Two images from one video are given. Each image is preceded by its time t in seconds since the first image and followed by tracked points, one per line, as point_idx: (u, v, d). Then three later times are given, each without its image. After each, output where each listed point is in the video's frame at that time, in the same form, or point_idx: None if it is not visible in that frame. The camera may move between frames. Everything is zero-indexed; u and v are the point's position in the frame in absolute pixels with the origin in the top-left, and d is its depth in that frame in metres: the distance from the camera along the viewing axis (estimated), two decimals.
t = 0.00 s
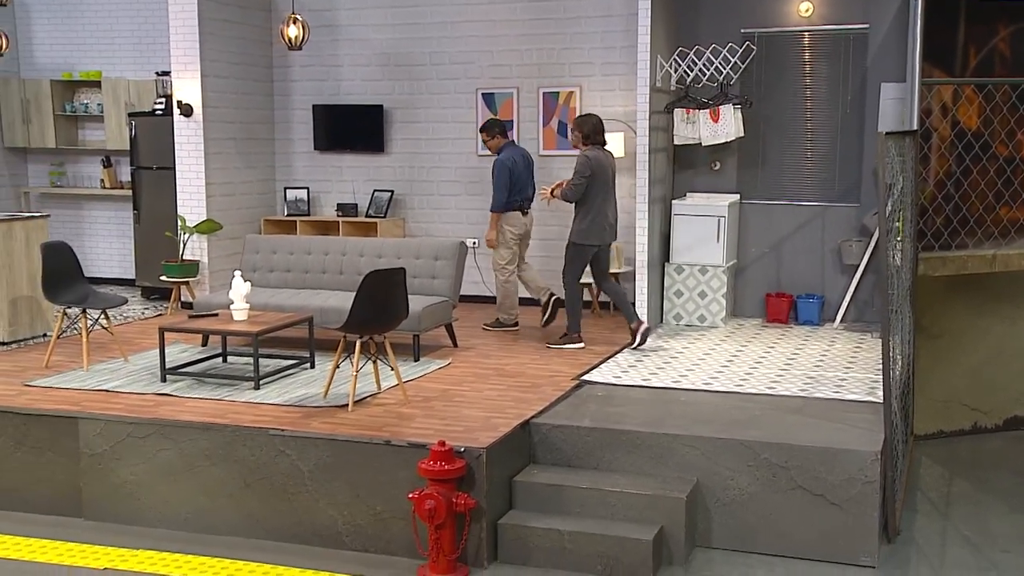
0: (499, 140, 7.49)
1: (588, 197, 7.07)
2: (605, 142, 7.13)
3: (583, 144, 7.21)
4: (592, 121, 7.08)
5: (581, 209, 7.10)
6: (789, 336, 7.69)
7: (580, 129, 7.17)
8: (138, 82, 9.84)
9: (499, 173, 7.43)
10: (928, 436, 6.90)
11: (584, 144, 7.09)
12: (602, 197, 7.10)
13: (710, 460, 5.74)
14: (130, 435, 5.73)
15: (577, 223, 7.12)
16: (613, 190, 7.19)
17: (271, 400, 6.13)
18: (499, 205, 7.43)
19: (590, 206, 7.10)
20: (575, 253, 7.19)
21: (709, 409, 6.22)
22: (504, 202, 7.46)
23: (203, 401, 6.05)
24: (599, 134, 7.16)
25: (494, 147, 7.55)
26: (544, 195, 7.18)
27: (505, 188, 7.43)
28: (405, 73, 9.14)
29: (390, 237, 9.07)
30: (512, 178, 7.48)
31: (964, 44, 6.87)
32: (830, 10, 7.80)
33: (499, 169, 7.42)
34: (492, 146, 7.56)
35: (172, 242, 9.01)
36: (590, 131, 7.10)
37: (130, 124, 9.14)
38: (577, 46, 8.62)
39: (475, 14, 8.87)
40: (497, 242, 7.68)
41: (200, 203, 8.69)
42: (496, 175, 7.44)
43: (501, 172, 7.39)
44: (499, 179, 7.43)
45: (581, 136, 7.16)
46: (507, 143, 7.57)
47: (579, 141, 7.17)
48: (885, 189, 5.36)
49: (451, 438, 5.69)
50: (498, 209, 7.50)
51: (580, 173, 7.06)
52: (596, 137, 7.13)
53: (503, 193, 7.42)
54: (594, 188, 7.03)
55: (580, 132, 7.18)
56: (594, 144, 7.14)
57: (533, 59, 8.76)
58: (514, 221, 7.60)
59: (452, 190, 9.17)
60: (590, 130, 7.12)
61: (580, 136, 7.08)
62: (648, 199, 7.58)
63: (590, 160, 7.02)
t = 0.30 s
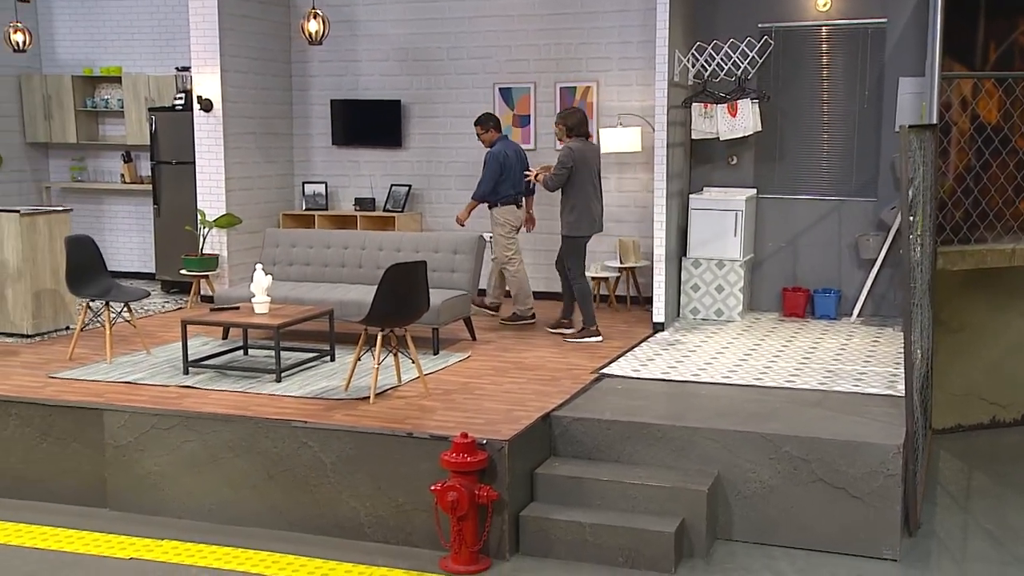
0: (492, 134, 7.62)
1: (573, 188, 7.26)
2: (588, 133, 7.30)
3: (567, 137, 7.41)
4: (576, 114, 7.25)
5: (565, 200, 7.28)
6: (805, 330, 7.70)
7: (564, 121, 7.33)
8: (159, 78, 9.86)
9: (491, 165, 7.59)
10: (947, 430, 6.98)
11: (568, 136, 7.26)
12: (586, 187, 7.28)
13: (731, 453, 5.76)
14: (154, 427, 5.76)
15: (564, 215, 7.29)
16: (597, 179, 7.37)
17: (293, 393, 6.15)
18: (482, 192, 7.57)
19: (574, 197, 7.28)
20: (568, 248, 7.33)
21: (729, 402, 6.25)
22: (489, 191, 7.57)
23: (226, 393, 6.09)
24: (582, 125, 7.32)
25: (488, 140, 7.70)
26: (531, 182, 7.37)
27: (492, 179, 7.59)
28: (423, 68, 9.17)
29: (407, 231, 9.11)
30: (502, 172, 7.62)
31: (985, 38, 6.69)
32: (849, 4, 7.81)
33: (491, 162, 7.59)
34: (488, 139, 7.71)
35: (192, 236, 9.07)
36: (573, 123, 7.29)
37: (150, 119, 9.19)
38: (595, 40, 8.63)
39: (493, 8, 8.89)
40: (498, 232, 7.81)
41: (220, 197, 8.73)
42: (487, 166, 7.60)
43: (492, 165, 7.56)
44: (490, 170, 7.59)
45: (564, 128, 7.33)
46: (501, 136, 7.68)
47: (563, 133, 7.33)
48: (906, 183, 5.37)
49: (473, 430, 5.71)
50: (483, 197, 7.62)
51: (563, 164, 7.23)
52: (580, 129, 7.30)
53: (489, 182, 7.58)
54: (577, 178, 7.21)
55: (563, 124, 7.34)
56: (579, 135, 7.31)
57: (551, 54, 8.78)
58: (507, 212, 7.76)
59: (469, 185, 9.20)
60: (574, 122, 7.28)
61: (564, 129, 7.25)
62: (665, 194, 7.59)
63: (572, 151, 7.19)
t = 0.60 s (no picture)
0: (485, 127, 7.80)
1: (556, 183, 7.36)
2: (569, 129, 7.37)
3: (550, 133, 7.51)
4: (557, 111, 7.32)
5: (549, 195, 7.38)
6: (822, 324, 7.70)
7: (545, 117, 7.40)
8: (177, 73, 9.87)
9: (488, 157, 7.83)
10: (965, 424, 6.99)
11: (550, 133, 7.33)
12: (569, 182, 7.39)
13: (751, 446, 5.76)
14: (176, 418, 5.78)
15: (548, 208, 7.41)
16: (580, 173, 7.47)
17: (313, 385, 6.17)
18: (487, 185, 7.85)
19: (557, 192, 7.37)
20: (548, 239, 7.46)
21: (749, 395, 6.25)
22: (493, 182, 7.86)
23: (247, 385, 6.10)
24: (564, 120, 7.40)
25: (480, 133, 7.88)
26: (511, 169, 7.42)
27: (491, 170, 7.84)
28: (440, 63, 9.18)
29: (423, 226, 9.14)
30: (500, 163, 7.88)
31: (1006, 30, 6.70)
32: None
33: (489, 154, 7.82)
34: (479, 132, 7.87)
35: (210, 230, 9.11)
36: (556, 119, 7.39)
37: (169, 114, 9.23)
38: (611, 35, 8.64)
39: (509, 3, 8.90)
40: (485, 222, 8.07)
41: (238, 191, 8.76)
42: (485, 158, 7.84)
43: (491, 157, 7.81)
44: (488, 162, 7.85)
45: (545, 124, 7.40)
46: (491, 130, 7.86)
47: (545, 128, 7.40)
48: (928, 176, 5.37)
49: (494, 423, 5.71)
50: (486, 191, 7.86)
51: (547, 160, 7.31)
52: (561, 125, 7.37)
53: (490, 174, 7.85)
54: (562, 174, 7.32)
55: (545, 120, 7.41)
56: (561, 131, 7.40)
57: (568, 49, 8.78)
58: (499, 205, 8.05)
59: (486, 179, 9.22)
60: (555, 118, 7.35)
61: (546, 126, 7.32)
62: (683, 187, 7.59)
63: (556, 148, 7.27)
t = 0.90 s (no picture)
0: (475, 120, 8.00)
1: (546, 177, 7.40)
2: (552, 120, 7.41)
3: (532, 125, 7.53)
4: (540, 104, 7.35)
5: (538, 189, 7.42)
6: (839, 319, 7.68)
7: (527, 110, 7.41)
8: (194, 67, 9.89)
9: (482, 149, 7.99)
10: (984, 418, 6.99)
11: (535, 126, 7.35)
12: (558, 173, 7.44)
13: (772, 440, 5.75)
14: (197, 411, 5.78)
15: (532, 199, 7.43)
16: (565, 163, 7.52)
17: (333, 378, 6.17)
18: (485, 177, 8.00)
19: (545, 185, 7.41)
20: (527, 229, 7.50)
21: (769, 388, 6.25)
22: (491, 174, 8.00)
23: (267, 378, 6.11)
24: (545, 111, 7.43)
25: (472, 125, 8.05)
26: (505, 178, 7.41)
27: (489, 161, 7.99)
28: (455, 57, 9.19)
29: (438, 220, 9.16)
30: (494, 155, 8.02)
31: None
32: None
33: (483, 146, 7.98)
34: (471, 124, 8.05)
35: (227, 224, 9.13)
36: (539, 112, 7.40)
37: (186, 108, 9.25)
38: (626, 28, 8.63)
39: None
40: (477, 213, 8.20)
41: (255, 184, 8.78)
42: (480, 150, 7.99)
43: (486, 149, 7.96)
44: (483, 154, 8.00)
45: (529, 117, 7.41)
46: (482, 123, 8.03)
47: (528, 121, 7.42)
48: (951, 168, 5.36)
49: (514, 416, 5.69)
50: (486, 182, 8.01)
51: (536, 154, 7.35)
52: (545, 117, 7.40)
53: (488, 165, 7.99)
54: (552, 165, 7.37)
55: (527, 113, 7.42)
56: (545, 123, 7.43)
57: (583, 43, 8.78)
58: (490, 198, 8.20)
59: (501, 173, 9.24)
60: (539, 111, 7.37)
61: (531, 119, 7.34)
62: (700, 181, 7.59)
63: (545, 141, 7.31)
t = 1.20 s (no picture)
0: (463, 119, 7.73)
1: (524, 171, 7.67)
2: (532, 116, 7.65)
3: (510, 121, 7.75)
4: (521, 100, 7.58)
5: (516, 182, 7.69)
6: (855, 313, 7.65)
7: (508, 106, 7.61)
8: (208, 62, 9.89)
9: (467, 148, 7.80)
10: (1002, 414, 6.96)
11: (515, 122, 7.58)
12: (536, 168, 7.72)
13: (791, 434, 5.71)
14: (215, 404, 5.77)
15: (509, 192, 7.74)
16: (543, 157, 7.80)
17: (350, 371, 6.16)
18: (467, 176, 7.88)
19: (524, 179, 7.70)
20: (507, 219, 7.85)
21: (787, 382, 6.23)
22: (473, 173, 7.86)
23: (284, 372, 6.10)
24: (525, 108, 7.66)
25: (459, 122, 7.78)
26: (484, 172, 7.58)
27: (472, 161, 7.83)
28: (470, 52, 9.18)
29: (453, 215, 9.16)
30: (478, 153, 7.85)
31: None
32: None
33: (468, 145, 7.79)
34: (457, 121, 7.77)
35: (242, 219, 9.13)
36: (519, 108, 7.62)
37: (201, 103, 9.25)
38: (641, 23, 8.61)
39: None
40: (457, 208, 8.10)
41: (270, 178, 8.78)
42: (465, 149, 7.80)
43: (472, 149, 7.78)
44: (467, 153, 7.82)
45: (508, 114, 7.63)
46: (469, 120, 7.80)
47: (508, 117, 7.63)
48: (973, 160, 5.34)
49: (533, 410, 5.65)
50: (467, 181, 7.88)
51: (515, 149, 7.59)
52: (525, 113, 7.64)
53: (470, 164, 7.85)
54: (530, 161, 7.65)
55: (507, 109, 7.62)
56: (524, 119, 7.66)
57: (598, 37, 8.76)
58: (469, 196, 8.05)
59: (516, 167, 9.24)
60: (519, 107, 7.60)
61: (511, 115, 7.56)
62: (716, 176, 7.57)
63: (524, 137, 7.56)
